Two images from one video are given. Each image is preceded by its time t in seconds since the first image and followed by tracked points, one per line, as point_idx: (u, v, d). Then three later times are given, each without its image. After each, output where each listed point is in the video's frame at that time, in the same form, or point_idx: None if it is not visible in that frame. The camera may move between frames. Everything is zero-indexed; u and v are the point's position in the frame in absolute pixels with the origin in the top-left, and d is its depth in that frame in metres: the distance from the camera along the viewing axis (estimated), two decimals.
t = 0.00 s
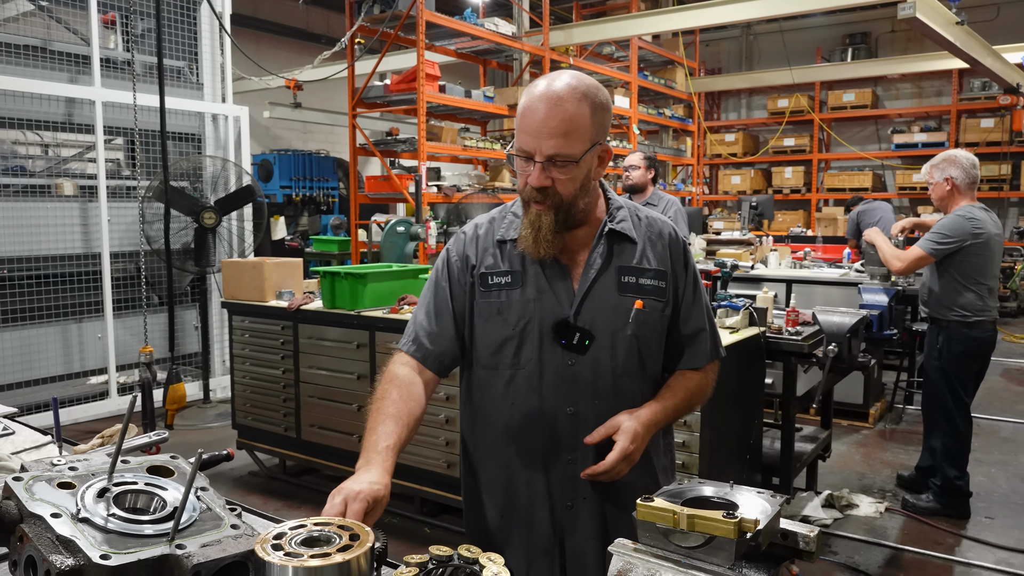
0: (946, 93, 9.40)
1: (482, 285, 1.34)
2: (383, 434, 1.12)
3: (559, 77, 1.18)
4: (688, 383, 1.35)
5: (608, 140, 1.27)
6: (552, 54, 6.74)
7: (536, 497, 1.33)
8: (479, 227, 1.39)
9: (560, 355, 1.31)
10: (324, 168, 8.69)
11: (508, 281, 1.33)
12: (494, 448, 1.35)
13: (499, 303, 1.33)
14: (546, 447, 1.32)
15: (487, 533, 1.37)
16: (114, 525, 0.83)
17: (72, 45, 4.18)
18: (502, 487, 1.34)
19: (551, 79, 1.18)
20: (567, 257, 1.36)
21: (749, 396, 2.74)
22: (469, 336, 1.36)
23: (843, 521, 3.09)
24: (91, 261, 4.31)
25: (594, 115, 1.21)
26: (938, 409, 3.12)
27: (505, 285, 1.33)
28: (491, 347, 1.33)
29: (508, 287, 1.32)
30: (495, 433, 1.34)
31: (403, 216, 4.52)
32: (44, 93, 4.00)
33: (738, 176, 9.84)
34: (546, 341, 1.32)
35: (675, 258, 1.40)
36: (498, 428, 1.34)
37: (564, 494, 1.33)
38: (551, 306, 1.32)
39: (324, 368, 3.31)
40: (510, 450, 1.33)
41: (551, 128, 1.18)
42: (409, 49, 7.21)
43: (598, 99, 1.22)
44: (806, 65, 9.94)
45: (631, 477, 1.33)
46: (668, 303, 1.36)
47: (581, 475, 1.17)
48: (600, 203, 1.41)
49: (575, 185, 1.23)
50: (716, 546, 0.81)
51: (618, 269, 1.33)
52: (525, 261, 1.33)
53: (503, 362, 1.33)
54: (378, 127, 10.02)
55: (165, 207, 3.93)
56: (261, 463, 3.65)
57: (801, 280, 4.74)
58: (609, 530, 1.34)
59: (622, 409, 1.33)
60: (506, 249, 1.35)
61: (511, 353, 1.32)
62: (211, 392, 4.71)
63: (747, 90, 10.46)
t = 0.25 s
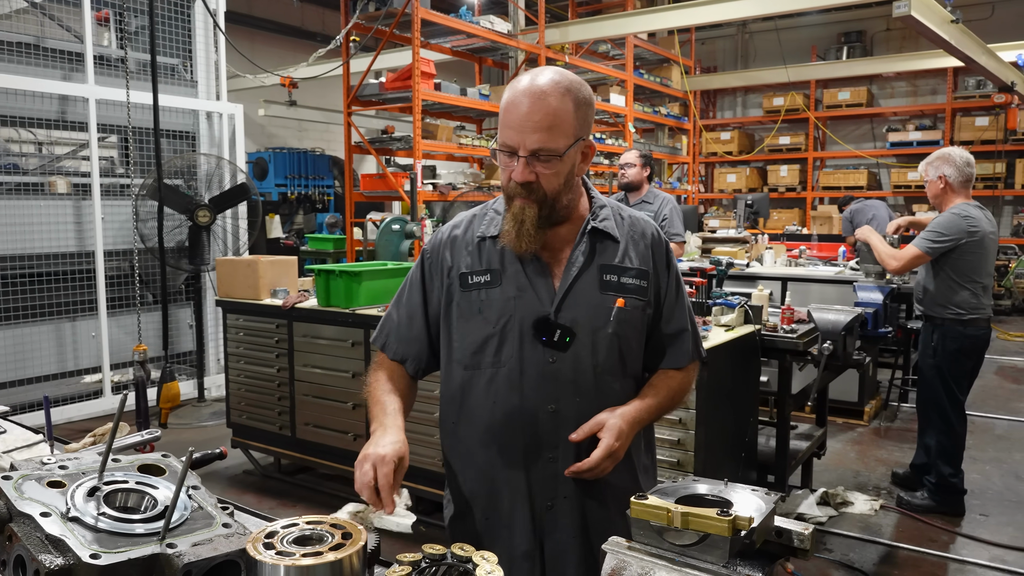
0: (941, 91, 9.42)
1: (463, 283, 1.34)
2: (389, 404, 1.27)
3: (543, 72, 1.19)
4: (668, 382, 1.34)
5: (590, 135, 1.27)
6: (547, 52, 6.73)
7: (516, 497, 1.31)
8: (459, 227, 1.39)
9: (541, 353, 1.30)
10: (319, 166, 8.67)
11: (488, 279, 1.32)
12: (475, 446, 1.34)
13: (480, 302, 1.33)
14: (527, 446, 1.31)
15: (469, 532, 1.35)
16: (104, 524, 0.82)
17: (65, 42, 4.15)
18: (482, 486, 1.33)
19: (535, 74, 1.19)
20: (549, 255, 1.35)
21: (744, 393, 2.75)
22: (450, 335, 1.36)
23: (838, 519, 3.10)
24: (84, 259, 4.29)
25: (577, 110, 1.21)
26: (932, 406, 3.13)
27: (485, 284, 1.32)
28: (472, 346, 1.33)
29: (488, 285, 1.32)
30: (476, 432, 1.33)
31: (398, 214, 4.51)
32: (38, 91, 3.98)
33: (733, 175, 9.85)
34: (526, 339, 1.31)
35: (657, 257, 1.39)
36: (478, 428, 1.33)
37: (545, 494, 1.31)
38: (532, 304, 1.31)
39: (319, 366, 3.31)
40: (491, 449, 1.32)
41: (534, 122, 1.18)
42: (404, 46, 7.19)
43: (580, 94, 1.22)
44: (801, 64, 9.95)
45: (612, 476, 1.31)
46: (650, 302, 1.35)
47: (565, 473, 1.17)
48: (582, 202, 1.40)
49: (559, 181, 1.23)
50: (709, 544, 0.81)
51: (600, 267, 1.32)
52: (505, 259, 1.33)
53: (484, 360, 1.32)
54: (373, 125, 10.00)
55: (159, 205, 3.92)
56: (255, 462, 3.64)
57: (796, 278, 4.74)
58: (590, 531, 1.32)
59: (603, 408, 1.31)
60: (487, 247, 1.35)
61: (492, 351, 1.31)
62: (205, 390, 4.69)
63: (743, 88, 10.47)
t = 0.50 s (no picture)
0: (937, 90, 9.44)
1: (444, 281, 1.36)
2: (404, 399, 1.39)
3: (520, 68, 1.19)
4: (648, 388, 1.30)
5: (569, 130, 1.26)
6: (543, 51, 6.73)
7: (485, 493, 1.32)
8: (448, 226, 1.42)
9: (514, 352, 1.30)
10: (316, 165, 8.65)
11: (467, 278, 1.34)
12: (449, 441, 1.35)
13: (458, 299, 1.34)
14: (496, 444, 1.31)
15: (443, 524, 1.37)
16: (95, 523, 0.81)
17: (60, 40, 4.14)
18: (456, 481, 1.35)
19: (511, 71, 1.19)
20: (530, 254, 1.35)
21: (740, 392, 2.75)
22: (432, 332, 1.38)
23: (833, 517, 3.10)
24: (79, 258, 4.27)
25: (552, 106, 1.21)
26: (928, 405, 3.13)
27: (465, 282, 1.34)
28: (449, 343, 1.34)
29: (467, 283, 1.34)
30: (451, 428, 1.35)
31: (394, 213, 4.50)
32: (33, 88, 3.96)
33: (729, 174, 9.85)
34: (500, 337, 1.31)
35: (642, 256, 1.34)
36: (453, 424, 1.35)
37: (514, 493, 1.31)
38: (507, 302, 1.31)
39: (314, 365, 3.30)
40: (463, 445, 1.34)
41: (509, 118, 1.17)
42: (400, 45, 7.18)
43: (556, 89, 1.22)
44: (797, 63, 9.96)
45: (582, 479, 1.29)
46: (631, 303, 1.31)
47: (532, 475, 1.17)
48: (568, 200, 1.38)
49: (538, 176, 1.23)
50: (703, 543, 0.81)
51: (578, 266, 1.30)
52: (484, 257, 1.34)
53: (460, 358, 1.33)
54: (369, 124, 9.98)
55: (154, 204, 3.90)
56: (251, 461, 3.63)
57: (792, 277, 4.75)
58: (559, 533, 1.30)
59: (576, 409, 1.29)
60: (469, 246, 1.36)
61: (467, 348, 1.33)
62: (201, 389, 4.68)
63: (739, 88, 10.48)
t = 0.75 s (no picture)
0: (934, 88, 9.44)
1: (435, 277, 1.39)
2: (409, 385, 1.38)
3: (498, 66, 1.24)
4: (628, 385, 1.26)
5: (550, 122, 1.28)
6: (541, 48, 6.72)
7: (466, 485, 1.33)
8: (446, 227, 1.45)
9: (494, 346, 1.31)
10: (313, 163, 8.64)
11: (456, 274, 1.36)
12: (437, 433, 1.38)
13: (446, 295, 1.37)
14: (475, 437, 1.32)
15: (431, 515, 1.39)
16: (91, 521, 0.82)
17: (56, 37, 4.12)
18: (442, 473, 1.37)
19: (491, 68, 1.24)
20: (517, 250, 1.35)
21: (736, 389, 2.75)
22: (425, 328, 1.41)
23: (829, 514, 3.11)
24: (76, 256, 4.26)
25: (528, 96, 1.24)
26: (924, 402, 3.14)
27: (453, 278, 1.36)
28: (437, 337, 1.37)
29: (455, 279, 1.36)
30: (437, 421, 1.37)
31: (392, 210, 4.50)
32: (30, 86, 3.95)
33: (727, 171, 9.86)
34: (482, 331, 1.32)
35: (628, 251, 1.31)
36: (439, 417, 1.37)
37: (491, 486, 1.31)
38: (489, 298, 1.32)
39: (312, 363, 3.30)
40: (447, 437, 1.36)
41: (484, 104, 1.21)
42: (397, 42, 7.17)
43: (532, 82, 1.26)
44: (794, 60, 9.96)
45: (557, 474, 1.28)
46: (614, 298, 1.29)
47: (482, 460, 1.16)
48: (558, 195, 1.38)
49: (519, 161, 1.24)
50: (697, 541, 0.81)
51: (559, 261, 1.30)
52: (473, 254, 1.36)
53: (447, 352, 1.36)
54: (366, 121, 9.97)
55: (150, 201, 3.90)
56: (248, 459, 3.63)
57: (789, 275, 4.75)
58: (534, 530, 1.29)
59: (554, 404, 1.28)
60: (460, 243, 1.39)
61: (452, 342, 1.35)
62: (198, 387, 4.68)
63: (737, 85, 10.48)
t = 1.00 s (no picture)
0: (933, 86, 9.44)
1: (428, 273, 1.40)
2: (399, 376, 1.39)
3: (491, 62, 1.27)
4: (617, 380, 1.24)
5: (543, 116, 1.30)
6: (539, 45, 6.72)
7: (454, 480, 1.34)
8: (441, 225, 1.46)
9: (481, 340, 1.31)
10: (311, 160, 8.63)
11: (448, 270, 1.37)
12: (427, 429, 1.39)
13: (437, 291, 1.37)
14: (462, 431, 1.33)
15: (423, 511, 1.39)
16: (88, 518, 0.82)
17: (53, 34, 4.11)
18: (432, 468, 1.38)
19: (483, 63, 1.27)
20: (509, 245, 1.36)
21: (734, 386, 2.75)
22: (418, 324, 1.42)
23: (827, 512, 3.12)
24: (73, 253, 4.26)
25: (520, 90, 1.26)
26: (923, 400, 3.14)
27: (445, 274, 1.37)
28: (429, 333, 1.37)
29: (447, 275, 1.36)
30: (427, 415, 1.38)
31: (390, 208, 4.49)
32: (27, 82, 3.94)
33: (725, 169, 9.87)
34: (471, 326, 1.32)
35: (617, 246, 1.30)
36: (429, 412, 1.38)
37: (479, 479, 1.31)
38: (479, 293, 1.33)
39: (310, 360, 3.30)
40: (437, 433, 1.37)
41: (478, 93, 1.24)
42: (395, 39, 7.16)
43: (526, 76, 1.28)
44: (793, 58, 9.96)
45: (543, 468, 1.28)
46: (601, 293, 1.28)
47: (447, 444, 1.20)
48: (550, 191, 1.38)
49: (510, 149, 1.26)
50: (693, 538, 0.81)
51: (548, 256, 1.30)
52: (465, 250, 1.37)
53: (438, 347, 1.36)
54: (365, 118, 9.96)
55: (148, 199, 3.89)
56: (246, 456, 3.63)
57: (787, 272, 4.76)
58: (520, 526, 1.28)
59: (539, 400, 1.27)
60: (453, 240, 1.40)
61: (442, 337, 1.35)
62: (196, 384, 4.68)
63: (735, 82, 10.48)
